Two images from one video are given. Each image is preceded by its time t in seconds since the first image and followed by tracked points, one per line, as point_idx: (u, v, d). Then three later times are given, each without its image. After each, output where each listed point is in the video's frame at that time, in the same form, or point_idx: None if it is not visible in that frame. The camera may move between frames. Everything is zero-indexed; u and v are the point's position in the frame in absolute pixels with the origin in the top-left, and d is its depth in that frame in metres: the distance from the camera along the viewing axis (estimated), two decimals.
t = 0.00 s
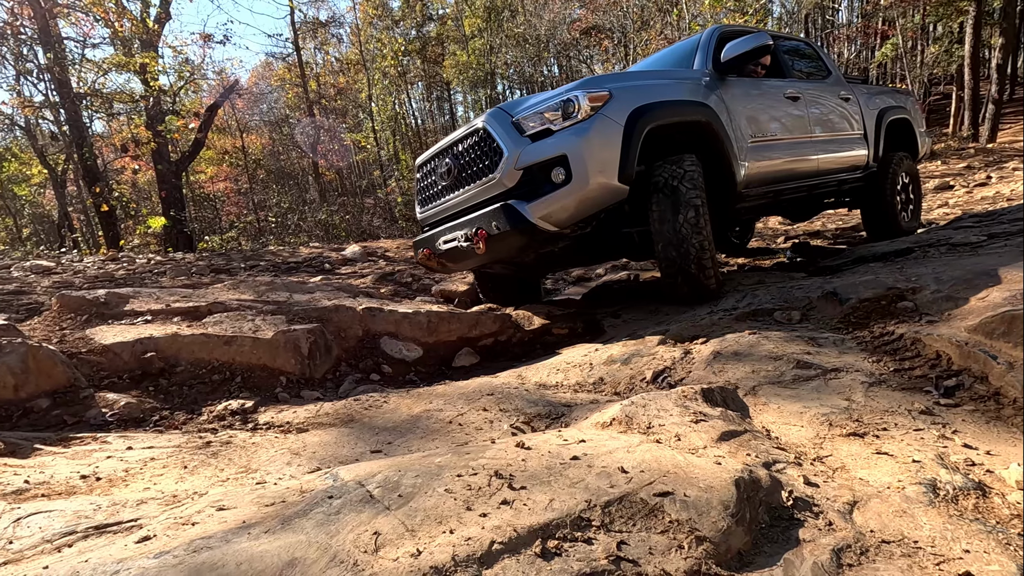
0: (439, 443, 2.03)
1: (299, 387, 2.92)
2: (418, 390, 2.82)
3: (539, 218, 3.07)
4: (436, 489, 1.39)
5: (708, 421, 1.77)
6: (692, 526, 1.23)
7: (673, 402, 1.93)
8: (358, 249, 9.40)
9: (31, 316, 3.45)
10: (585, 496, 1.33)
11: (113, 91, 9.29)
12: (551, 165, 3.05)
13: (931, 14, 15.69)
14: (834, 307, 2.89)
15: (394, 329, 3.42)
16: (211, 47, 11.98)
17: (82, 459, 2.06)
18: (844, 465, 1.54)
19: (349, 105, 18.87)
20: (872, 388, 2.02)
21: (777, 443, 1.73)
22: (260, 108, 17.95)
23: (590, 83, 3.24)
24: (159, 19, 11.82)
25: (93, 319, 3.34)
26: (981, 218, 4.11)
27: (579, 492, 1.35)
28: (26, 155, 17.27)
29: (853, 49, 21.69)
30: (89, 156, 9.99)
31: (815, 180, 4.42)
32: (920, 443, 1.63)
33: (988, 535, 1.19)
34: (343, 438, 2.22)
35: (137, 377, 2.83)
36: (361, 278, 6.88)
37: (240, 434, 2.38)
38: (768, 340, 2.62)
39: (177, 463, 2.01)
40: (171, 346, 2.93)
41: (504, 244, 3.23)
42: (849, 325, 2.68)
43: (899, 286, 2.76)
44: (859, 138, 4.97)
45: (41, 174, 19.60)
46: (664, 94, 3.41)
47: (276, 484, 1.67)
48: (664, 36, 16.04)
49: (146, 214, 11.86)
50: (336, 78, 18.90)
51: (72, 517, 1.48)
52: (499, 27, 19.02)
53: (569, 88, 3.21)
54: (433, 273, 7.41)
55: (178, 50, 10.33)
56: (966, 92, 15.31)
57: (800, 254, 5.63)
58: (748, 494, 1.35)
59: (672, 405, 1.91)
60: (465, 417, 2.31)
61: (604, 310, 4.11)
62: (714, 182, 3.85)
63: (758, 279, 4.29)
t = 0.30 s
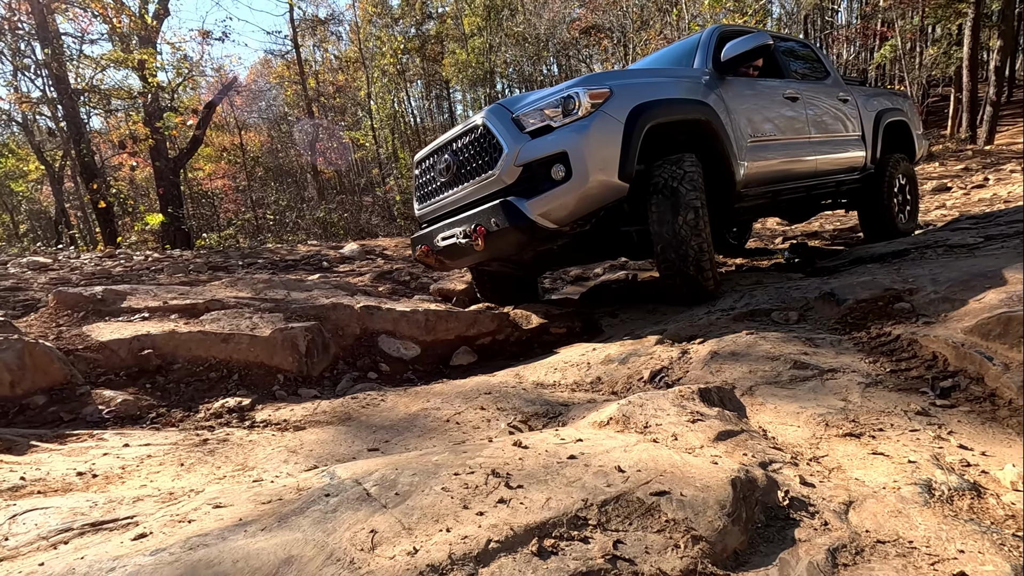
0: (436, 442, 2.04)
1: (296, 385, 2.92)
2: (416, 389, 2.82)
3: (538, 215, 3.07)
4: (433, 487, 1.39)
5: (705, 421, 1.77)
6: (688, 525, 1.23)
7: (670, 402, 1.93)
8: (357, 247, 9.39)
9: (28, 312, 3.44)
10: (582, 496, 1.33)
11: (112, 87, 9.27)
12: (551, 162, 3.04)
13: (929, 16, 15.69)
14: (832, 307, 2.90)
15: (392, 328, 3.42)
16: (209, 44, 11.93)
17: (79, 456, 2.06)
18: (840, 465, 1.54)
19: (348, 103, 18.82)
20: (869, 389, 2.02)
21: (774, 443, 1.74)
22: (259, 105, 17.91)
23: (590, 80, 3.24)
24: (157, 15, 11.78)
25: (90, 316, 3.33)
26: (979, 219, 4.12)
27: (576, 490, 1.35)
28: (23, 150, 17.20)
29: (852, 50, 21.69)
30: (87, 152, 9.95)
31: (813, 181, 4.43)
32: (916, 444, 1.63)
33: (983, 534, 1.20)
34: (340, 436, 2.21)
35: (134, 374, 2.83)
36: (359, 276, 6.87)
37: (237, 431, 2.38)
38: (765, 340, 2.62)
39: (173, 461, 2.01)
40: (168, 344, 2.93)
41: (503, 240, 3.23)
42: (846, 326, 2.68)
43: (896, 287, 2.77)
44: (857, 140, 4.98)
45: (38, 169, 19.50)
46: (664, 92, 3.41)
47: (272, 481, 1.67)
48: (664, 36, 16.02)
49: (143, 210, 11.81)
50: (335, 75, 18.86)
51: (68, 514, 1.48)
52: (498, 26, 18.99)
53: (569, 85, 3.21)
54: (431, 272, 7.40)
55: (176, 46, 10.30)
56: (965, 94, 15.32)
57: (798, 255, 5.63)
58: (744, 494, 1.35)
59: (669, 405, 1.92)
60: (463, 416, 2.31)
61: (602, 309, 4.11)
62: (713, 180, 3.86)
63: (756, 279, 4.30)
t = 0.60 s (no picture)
0: (432, 441, 2.03)
1: (293, 383, 2.91)
2: (413, 387, 2.82)
3: (534, 206, 3.06)
4: (430, 486, 1.39)
5: (702, 420, 1.78)
6: (685, 525, 1.23)
7: (667, 401, 1.93)
8: (355, 245, 9.37)
9: (24, 309, 3.43)
10: (579, 494, 1.33)
11: (109, 84, 9.22)
12: (548, 152, 3.04)
13: (928, 17, 15.68)
14: (829, 308, 2.91)
15: (389, 325, 3.41)
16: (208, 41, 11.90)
17: (75, 453, 2.05)
18: (835, 465, 1.55)
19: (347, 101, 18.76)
20: (865, 389, 2.03)
21: (770, 443, 1.74)
22: (257, 102, 17.86)
23: (590, 73, 3.25)
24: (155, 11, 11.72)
25: (86, 312, 3.32)
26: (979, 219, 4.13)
27: (573, 489, 1.35)
28: (20, 146, 17.13)
29: (852, 52, 21.68)
30: (84, 149, 9.89)
31: (809, 183, 4.44)
32: (911, 444, 1.64)
33: (978, 535, 1.20)
34: (337, 434, 2.21)
35: (130, 371, 2.82)
36: (357, 275, 6.86)
37: (233, 430, 2.37)
38: (763, 340, 2.63)
39: (170, 458, 2.01)
40: (165, 341, 2.92)
41: (499, 231, 3.22)
42: (843, 327, 2.69)
43: (893, 288, 2.77)
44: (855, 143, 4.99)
45: (34, 165, 19.41)
46: (663, 87, 3.41)
47: (267, 480, 1.66)
48: (664, 36, 15.97)
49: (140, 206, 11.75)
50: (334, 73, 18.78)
51: (63, 511, 1.47)
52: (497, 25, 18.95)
53: (568, 77, 3.21)
54: (429, 270, 7.38)
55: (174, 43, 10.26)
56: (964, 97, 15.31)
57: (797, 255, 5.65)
58: (741, 495, 1.35)
59: (666, 404, 1.92)
60: (460, 415, 2.31)
61: (600, 308, 4.11)
62: (710, 179, 3.84)
63: (755, 279, 4.29)
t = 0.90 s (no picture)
0: (430, 439, 2.03)
1: (291, 381, 2.91)
2: (411, 386, 2.82)
3: (512, 192, 2.95)
4: (428, 484, 1.39)
5: (700, 420, 1.78)
6: (682, 524, 1.23)
7: (665, 401, 1.93)
8: (353, 243, 9.34)
9: (21, 305, 3.42)
10: (577, 493, 1.33)
11: (108, 80, 9.18)
12: (529, 136, 2.93)
13: (927, 18, 15.71)
14: (826, 309, 2.92)
15: (387, 324, 3.41)
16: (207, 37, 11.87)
17: (72, 450, 2.05)
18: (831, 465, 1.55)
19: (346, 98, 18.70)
20: (862, 390, 2.03)
21: (768, 442, 1.74)
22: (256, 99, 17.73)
23: (577, 57, 3.15)
24: (154, 7, 11.67)
25: (83, 309, 3.31)
26: (971, 222, 4.15)
27: (571, 488, 1.35)
28: (17, 142, 17.06)
29: (851, 52, 21.71)
30: (82, 145, 9.85)
31: (795, 187, 4.44)
32: (908, 445, 1.64)
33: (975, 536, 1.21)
34: (335, 432, 2.21)
35: (128, 368, 2.82)
36: (354, 273, 6.84)
37: (231, 427, 2.37)
38: (761, 340, 2.63)
39: (167, 455, 2.00)
40: (162, 338, 2.92)
41: (474, 218, 3.11)
42: (840, 327, 2.70)
43: (891, 288, 2.78)
44: (842, 149, 5.00)
45: (32, 162, 19.35)
46: (651, 78, 3.35)
47: (264, 477, 1.66)
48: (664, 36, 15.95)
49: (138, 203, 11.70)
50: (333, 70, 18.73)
51: (60, 509, 1.47)
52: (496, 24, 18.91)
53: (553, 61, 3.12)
54: (427, 268, 7.36)
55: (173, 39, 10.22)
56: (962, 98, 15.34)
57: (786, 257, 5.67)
58: (738, 494, 1.35)
59: (664, 404, 1.92)
60: (458, 413, 2.31)
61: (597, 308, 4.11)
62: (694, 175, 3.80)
63: (752, 279, 4.29)
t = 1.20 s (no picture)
0: (427, 438, 2.03)
1: (289, 378, 2.91)
2: (409, 384, 2.82)
3: (501, 190, 2.86)
4: (425, 482, 1.39)
5: (698, 420, 1.78)
6: (679, 523, 1.23)
7: (662, 400, 1.93)
8: (351, 241, 9.32)
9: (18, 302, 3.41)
10: (574, 492, 1.33)
11: (105, 76, 9.14)
12: (525, 130, 2.83)
13: (927, 20, 15.71)
14: (823, 309, 2.92)
15: (385, 322, 3.41)
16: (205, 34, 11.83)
17: (67, 447, 2.04)
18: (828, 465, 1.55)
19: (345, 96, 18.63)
20: (859, 390, 2.04)
21: (765, 442, 1.75)
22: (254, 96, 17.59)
23: (579, 45, 3.05)
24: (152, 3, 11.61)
25: (80, 306, 3.30)
26: (966, 224, 4.18)
27: (568, 487, 1.35)
28: (15, 138, 16.99)
29: (850, 53, 21.71)
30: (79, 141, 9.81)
31: (784, 198, 4.44)
32: (905, 445, 1.64)
33: (970, 534, 1.21)
34: (333, 430, 2.21)
35: (124, 365, 2.81)
36: (352, 271, 6.82)
37: (228, 425, 2.36)
38: (759, 340, 2.63)
39: (163, 453, 2.00)
40: (159, 335, 2.91)
41: (454, 214, 3.02)
42: (837, 328, 2.70)
43: (888, 289, 2.78)
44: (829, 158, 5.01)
45: (30, 159, 19.30)
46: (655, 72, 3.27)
47: (260, 475, 1.66)
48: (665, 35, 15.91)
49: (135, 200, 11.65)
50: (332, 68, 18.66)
51: (56, 505, 1.47)
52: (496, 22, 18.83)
53: (553, 46, 2.99)
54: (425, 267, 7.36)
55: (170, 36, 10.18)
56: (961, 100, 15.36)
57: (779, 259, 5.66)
58: (735, 494, 1.36)
59: (661, 403, 1.92)
60: (455, 412, 2.31)
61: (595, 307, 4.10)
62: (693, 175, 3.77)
63: (750, 279, 4.29)
